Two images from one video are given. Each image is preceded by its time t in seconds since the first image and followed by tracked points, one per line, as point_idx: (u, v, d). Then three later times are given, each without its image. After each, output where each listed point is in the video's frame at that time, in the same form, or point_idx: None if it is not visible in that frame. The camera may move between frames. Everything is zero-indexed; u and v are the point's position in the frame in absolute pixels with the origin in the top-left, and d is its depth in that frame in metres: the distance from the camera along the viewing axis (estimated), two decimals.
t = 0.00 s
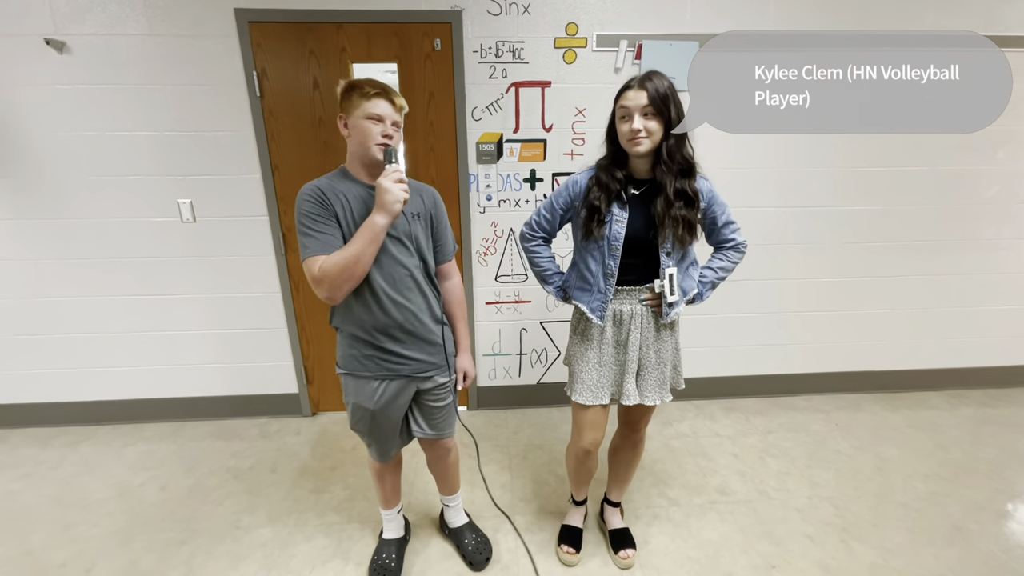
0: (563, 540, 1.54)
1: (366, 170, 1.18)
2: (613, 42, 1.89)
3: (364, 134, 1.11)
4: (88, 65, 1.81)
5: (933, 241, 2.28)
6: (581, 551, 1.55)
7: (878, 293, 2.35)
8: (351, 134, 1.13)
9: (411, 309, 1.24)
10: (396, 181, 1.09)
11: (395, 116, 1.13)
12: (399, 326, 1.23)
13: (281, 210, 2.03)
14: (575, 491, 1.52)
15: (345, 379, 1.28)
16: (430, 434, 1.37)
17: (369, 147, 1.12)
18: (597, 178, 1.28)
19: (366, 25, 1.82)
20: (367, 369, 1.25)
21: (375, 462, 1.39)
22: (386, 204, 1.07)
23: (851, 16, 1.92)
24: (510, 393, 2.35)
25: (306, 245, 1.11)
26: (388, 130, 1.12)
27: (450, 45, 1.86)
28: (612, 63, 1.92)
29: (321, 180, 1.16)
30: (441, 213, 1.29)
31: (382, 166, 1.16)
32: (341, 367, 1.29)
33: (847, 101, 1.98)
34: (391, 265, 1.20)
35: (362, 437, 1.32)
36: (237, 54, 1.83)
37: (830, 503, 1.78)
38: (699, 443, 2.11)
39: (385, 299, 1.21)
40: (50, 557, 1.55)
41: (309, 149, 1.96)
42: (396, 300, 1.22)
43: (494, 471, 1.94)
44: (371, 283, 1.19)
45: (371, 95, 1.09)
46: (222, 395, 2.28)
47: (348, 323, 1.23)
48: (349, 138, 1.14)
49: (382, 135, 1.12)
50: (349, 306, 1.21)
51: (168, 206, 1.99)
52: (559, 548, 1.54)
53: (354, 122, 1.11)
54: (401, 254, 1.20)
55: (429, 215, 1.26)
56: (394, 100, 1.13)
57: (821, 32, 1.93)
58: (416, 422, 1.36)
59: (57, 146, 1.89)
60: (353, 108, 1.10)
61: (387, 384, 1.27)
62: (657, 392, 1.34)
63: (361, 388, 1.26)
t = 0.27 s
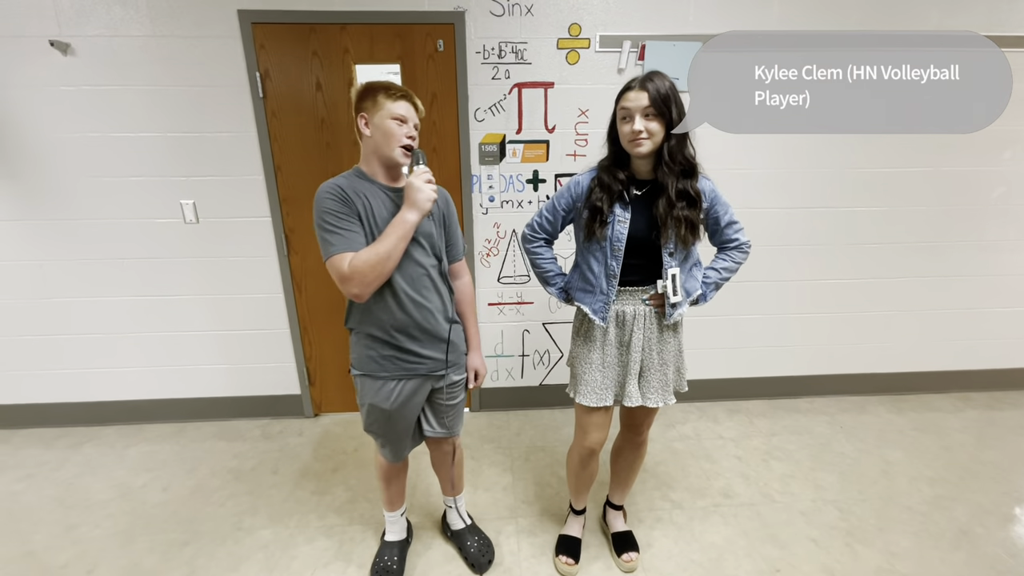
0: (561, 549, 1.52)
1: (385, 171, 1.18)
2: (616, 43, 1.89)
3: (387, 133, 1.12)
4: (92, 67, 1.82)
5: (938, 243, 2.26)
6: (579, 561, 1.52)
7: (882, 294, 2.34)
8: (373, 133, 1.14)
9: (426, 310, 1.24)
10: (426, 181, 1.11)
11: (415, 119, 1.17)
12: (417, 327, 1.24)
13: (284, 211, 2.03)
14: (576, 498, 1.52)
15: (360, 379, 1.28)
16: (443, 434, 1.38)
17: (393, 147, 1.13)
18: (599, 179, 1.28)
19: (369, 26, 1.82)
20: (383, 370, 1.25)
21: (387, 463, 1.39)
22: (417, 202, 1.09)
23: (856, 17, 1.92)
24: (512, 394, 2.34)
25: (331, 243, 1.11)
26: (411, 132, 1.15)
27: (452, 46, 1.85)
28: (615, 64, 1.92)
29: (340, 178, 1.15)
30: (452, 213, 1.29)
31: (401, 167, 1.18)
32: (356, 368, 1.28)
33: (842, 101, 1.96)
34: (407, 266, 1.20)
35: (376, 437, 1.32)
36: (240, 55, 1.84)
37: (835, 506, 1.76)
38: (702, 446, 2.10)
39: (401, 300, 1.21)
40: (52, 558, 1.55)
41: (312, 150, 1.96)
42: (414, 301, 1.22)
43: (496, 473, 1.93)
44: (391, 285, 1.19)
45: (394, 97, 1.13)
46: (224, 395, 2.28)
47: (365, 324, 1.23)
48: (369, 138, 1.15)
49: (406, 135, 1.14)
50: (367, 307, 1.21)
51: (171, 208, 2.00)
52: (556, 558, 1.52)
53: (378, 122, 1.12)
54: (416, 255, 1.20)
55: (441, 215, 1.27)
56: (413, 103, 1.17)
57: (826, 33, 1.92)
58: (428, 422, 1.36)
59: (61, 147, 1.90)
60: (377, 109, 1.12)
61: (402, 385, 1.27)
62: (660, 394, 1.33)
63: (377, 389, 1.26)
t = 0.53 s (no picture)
0: (563, 552, 1.52)
1: (403, 172, 1.22)
2: (618, 45, 1.89)
3: (407, 135, 1.17)
4: (97, 69, 1.83)
5: (941, 245, 2.26)
6: (580, 564, 1.52)
7: (886, 297, 2.33)
8: (394, 135, 1.18)
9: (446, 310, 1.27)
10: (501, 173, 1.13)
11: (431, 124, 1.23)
12: (436, 328, 1.26)
13: (287, 213, 2.03)
14: (577, 502, 1.52)
15: (377, 381, 1.29)
16: (452, 433, 1.41)
17: (414, 148, 1.18)
18: (598, 182, 1.28)
19: (371, 29, 1.82)
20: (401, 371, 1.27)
21: (399, 465, 1.39)
22: (486, 192, 1.10)
23: (859, 19, 1.92)
24: (514, 396, 2.34)
25: (378, 231, 1.08)
26: (428, 135, 1.21)
27: (455, 49, 1.86)
28: (618, 66, 1.92)
29: (363, 178, 1.16)
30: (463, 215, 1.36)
31: (418, 168, 1.23)
32: (372, 369, 1.29)
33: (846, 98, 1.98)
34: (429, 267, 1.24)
35: (390, 439, 1.32)
36: (244, 58, 1.84)
37: (838, 510, 1.76)
38: (705, 448, 2.09)
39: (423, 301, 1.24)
40: (54, 559, 1.55)
41: (314, 152, 1.96)
42: (435, 303, 1.25)
43: (498, 475, 1.93)
44: (415, 286, 1.22)
45: (413, 103, 1.19)
46: (227, 397, 2.28)
47: (385, 324, 1.25)
48: (388, 139, 1.19)
49: (425, 138, 1.20)
50: (387, 308, 1.23)
51: (174, 209, 2.00)
52: (558, 561, 1.52)
53: (398, 124, 1.17)
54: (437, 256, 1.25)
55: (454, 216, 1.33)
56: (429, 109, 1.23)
57: (829, 34, 1.92)
58: (438, 420, 1.39)
59: (65, 149, 1.91)
60: (398, 112, 1.17)
61: (421, 385, 1.29)
62: (660, 397, 1.33)
63: (394, 390, 1.28)
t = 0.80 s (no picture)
0: (564, 557, 1.52)
1: (411, 179, 1.24)
2: (620, 50, 1.90)
3: (415, 144, 1.19)
4: (102, 74, 1.84)
5: (943, 249, 2.25)
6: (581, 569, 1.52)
7: (888, 300, 2.32)
8: (401, 144, 1.20)
9: (460, 314, 1.32)
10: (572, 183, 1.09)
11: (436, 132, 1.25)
12: (451, 330, 1.31)
13: (290, 217, 2.04)
14: (578, 506, 1.52)
15: (393, 386, 1.31)
16: (459, 434, 1.44)
17: (420, 156, 1.20)
18: (597, 188, 1.29)
19: (374, 34, 1.83)
20: (418, 374, 1.30)
21: (413, 468, 1.41)
22: (551, 199, 1.06)
23: (860, 24, 1.92)
24: (515, 400, 2.34)
25: (414, 221, 1.06)
26: (434, 142, 1.23)
27: (457, 54, 1.87)
28: (619, 71, 1.92)
29: (381, 182, 1.16)
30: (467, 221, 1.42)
31: (426, 176, 1.25)
32: (388, 375, 1.32)
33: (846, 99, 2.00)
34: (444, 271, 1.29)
35: (405, 443, 1.34)
36: (248, 63, 1.86)
37: (840, 515, 1.75)
38: (706, 453, 2.09)
39: (440, 304, 1.28)
40: (57, 562, 1.56)
41: (316, 156, 1.97)
42: (449, 307, 1.30)
43: (500, 479, 1.93)
44: (433, 290, 1.26)
45: (419, 111, 1.21)
46: (230, 400, 2.29)
47: (402, 329, 1.28)
48: (396, 148, 1.20)
49: (431, 146, 1.22)
50: (405, 313, 1.27)
51: (177, 213, 2.02)
52: (559, 565, 1.52)
53: (405, 133, 1.19)
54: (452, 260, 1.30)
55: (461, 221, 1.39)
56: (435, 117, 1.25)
57: (830, 39, 1.92)
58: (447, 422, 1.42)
59: (71, 154, 1.92)
60: (405, 121, 1.19)
61: (436, 389, 1.32)
62: (660, 402, 1.33)
63: (410, 394, 1.30)
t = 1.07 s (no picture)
0: (564, 559, 1.52)
1: (414, 184, 1.25)
2: (620, 54, 1.91)
3: (415, 150, 1.20)
4: (105, 78, 1.85)
5: (943, 252, 2.26)
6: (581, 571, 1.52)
7: (888, 303, 2.33)
8: (401, 150, 1.21)
9: (466, 317, 1.33)
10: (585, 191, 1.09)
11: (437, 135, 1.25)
12: (457, 333, 1.32)
13: (291, 219, 2.05)
14: (578, 509, 1.52)
15: (400, 389, 1.31)
16: (462, 435, 1.45)
17: (420, 162, 1.21)
18: (594, 192, 1.30)
19: (376, 38, 1.84)
20: (424, 377, 1.30)
21: (418, 470, 1.41)
22: (564, 207, 1.05)
23: (860, 27, 1.92)
24: (515, 402, 2.35)
25: (426, 225, 1.07)
26: (434, 147, 1.23)
27: (458, 58, 1.88)
28: (619, 74, 1.93)
29: (389, 186, 1.16)
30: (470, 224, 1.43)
31: (428, 180, 1.26)
32: (394, 378, 1.32)
33: (845, 100, 2.00)
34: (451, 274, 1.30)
35: (412, 445, 1.35)
36: (249, 67, 1.87)
37: (840, 518, 1.75)
38: (707, 455, 2.09)
39: (446, 308, 1.29)
40: (60, 563, 1.56)
41: (318, 159, 1.98)
42: (455, 309, 1.31)
43: (500, 481, 1.94)
44: (439, 294, 1.27)
45: (419, 116, 1.21)
46: (231, 402, 2.30)
47: (410, 332, 1.28)
48: (397, 155, 1.22)
49: (431, 151, 1.22)
50: (412, 316, 1.27)
51: (179, 216, 2.03)
52: (560, 568, 1.52)
53: (405, 139, 1.20)
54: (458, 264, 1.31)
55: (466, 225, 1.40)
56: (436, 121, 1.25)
57: (829, 43, 1.93)
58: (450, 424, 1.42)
59: (73, 157, 1.93)
60: (404, 127, 1.19)
61: (442, 392, 1.33)
62: (659, 405, 1.33)
63: (417, 396, 1.31)
